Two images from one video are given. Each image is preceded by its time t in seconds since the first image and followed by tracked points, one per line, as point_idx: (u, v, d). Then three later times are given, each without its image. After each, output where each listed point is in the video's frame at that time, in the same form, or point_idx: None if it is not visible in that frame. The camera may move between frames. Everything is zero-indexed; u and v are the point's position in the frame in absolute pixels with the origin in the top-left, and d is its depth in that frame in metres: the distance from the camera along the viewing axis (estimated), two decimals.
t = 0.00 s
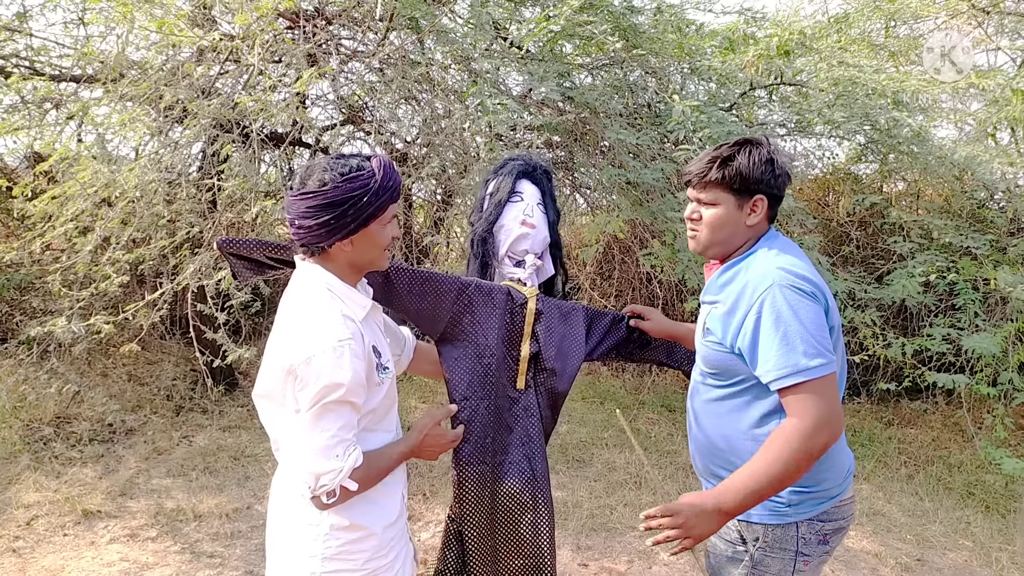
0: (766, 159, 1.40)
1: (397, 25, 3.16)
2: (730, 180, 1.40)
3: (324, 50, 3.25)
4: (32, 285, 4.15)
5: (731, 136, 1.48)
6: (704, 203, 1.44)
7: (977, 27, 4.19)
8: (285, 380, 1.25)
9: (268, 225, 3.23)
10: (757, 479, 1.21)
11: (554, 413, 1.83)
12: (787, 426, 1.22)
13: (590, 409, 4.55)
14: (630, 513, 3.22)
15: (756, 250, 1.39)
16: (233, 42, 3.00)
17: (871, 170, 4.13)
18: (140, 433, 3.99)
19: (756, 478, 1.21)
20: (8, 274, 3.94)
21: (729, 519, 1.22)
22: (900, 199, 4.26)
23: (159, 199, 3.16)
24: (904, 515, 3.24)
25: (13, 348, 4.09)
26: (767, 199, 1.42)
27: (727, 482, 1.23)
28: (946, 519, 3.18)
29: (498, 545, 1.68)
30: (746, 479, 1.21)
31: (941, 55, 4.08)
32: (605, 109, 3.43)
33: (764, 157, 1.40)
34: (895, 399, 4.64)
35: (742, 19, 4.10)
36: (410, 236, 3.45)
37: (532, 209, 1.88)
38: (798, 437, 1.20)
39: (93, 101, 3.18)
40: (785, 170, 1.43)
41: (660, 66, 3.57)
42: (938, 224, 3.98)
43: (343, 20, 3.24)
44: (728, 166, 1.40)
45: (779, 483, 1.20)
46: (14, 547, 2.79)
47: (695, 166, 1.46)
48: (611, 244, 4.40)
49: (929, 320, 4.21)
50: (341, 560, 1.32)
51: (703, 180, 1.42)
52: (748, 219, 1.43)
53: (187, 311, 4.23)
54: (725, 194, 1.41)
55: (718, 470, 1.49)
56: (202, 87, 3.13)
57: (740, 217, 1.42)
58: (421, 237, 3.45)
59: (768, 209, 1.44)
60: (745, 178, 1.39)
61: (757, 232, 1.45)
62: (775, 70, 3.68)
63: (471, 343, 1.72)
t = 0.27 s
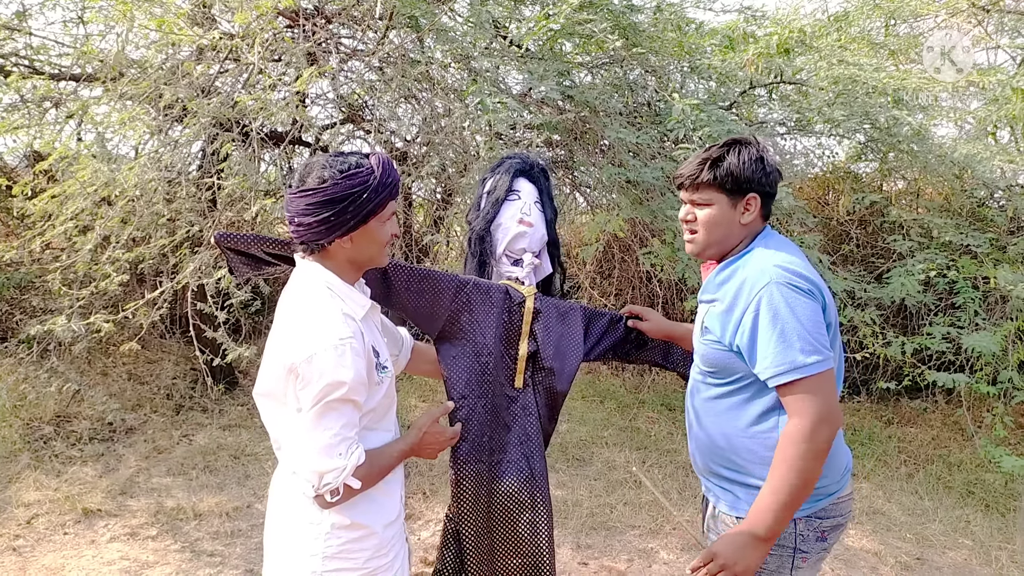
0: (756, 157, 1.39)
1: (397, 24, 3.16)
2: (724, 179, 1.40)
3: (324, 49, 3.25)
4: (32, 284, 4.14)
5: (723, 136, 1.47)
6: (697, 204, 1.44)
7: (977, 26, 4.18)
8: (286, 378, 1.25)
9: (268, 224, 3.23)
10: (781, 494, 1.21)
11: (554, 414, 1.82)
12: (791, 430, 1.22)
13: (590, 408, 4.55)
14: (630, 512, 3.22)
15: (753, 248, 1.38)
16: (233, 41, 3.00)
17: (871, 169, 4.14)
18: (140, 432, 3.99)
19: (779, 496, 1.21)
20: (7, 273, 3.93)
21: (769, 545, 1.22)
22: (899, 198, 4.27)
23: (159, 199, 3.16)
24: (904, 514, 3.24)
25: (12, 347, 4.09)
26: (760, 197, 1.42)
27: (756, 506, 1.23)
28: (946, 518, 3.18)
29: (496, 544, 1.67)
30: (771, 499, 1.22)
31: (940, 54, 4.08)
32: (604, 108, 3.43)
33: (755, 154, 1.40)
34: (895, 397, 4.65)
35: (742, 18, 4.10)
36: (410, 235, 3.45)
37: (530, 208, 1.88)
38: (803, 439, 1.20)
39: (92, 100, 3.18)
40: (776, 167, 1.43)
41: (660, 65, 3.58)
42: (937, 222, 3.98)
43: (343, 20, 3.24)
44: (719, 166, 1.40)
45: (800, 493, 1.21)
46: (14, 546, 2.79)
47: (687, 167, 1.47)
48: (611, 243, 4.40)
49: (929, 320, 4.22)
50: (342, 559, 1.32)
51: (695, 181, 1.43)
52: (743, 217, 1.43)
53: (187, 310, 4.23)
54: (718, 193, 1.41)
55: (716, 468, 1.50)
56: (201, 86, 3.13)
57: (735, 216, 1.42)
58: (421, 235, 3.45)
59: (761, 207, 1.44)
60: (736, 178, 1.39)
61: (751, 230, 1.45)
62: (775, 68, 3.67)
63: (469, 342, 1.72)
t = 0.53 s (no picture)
0: (748, 157, 1.39)
1: (397, 24, 3.16)
2: (714, 180, 1.40)
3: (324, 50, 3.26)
4: (32, 285, 4.14)
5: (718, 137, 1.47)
6: (690, 204, 1.45)
7: (976, 26, 4.18)
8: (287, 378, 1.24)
9: (268, 224, 3.24)
10: (794, 500, 1.21)
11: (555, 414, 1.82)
12: (792, 433, 1.22)
13: (590, 408, 4.55)
14: (630, 512, 3.22)
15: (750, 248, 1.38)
16: (233, 42, 3.00)
17: (870, 170, 4.14)
18: (140, 433, 3.99)
19: (791, 502, 1.21)
20: (8, 273, 3.93)
21: (791, 553, 1.22)
22: (899, 198, 4.28)
23: (159, 199, 3.16)
24: (904, 514, 3.24)
25: (13, 348, 4.09)
26: (752, 196, 1.42)
27: (772, 516, 1.23)
28: (946, 518, 3.18)
29: (496, 545, 1.68)
30: (785, 506, 1.22)
31: (939, 54, 4.09)
32: (604, 108, 3.43)
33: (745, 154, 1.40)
34: (895, 397, 4.65)
35: (742, 18, 4.10)
36: (410, 236, 3.45)
37: (530, 208, 1.88)
38: (805, 440, 1.20)
39: (92, 101, 3.18)
40: (770, 168, 1.43)
41: (659, 65, 3.58)
42: (937, 222, 3.98)
43: (343, 20, 3.25)
44: (710, 165, 1.40)
45: (812, 496, 1.21)
46: (14, 546, 2.79)
47: (681, 166, 1.47)
48: (611, 243, 4.41)
49: (929, 320, 4.22)
50: (340, 559, 1.32)
51: (686, 181, 1.43)
52: (735, 216, 1.43)
53: (187, 310, 4.23)
54: (710, 192, 1.41)
55: (713, 467, 1.50)
56: (201, 86, 3.13)
57: (728, 215, 1.42)
58: (421, 236, 3.46)
59: (755, 207, 1.44)
60: (726, 177, 1.39)
61: (744, 230, 1.45)
62: (775, 68, 3.67)
63: (470, 342, 1.72)
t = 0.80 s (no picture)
0: (718, 159, 1.39)
1: (396, 24, 3.15)
2: (688, 183, 1.41)
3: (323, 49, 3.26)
4: (31, 284, 4.14)
5: (707, 139, 1.46)
6: (676, 208, 1.48)
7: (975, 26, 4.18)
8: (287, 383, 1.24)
9: (268, 224, 3.24)
10: (784, 502, 1.23)
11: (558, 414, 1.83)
12: (783, 436, 1.23)
13: (589, 408, 4.55)
14: (629, 512, 3.22)
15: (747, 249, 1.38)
16: (232, 41, 3.00)
17: (869, 169, 4.15)
18: (139, 433, 3.99)
19: (782, 505, 1.23)
20: (7, 273, 3.93)
21: (782, 554, 1.25)
22: (898, 198, 4.28)
23: (158, 199, 3.16)
24: (903, 513, 3.25)
25: (11, 347, 4.08)
26: (730, 197, 1.40)
27: (763, 518, 1.25)
28: (944, 517, 3.19)
29: (499, 544, 1.69)
30: (776, 509, 1.23)
31: (938, 54, 4.09)
32: (603, 108, 3.44)
33: (719, 156, 1.39)
34: (894, 397, 4.65)
35: (741, 18, 4.10)
36: (409, 236, 3.46)
37: (533, 209, 1.88)
38: (796, 444, 1.22)
39: (91, 100, 3.18)
40: (749, 166, 1.38)
41: (659, 65, 3.58)
42: (935, 222, 3.98)
43: (342, 19, 3.25)
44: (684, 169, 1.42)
45: (802, 499, 1.22)
46: (13, 546, 2.79)
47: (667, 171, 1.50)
48: (610, 243, 4.41)
49: (927, 319, 4.22)
50: (323, 564, 1.32)
51: (666, 186, 1.47)
52: (714, 219, 1.42)
53: (186, 310, 4.23)
54: (688, 195, 1.43)
55: (708, 466, 1.50)
56: (200, 86, 3.12)
57: (707, 218, 1.42)
58: (421, 236, 3.46)
59: (738, 208, 1.41)
60: (696, 181, 1.40)
61: (729, 231, 1.42)
62: (774, 68, 3.66)
63: (473, 343, 1.72)
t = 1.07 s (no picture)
0: (715, 160, 1.38)
1: (396, 24, 3.16)
2: (685, 186, 1.42)
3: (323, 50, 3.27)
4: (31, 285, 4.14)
5: (702, 141, 1.46)
6: (675, 212, 1.48)
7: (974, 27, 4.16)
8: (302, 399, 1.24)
9: (268, 225, 3.24)
10: (770, 503, 1.23)
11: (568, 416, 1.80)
12: (775, 437, 1.24)
13: (589, 408, 4.55)
14: (629, 512, 3.22)
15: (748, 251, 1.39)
16: (232, 42, 3.01)
17: (869, 169, 4.15)
18: (139, 433, 3.98)
19: (769, 505, 1.23)
20: (7, 274, 3.93)
21: (761, 553, 1.26)
22: (898, 198, 4.28)
23: (158, 199, 3.16)
24: (903, 513, 3.25)
25: (11, 348, 4.08)
26: (728, 198, 1.40)
27: (748, 515, 1.26)
28: (944, 517, 3.19)
29: (508, 544, 1.69)
30: (762, 508, 1.24)
31: (937, 54, 4.10)
32: (603, 108, 3.45)
33: (716, 157, 1.39)
34: (894, 397, 4.65)
35: (740, 18, 4.11)
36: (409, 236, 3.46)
37: (546, 211, 1.87)
38: (788, 447, 1.22)
39: (91, 101, 3.18)
40: (746, 166, 1.38)
41: (658, 65, 3.59)
42: (935, 221, 3.98)
43: (342, 20, 3.25)
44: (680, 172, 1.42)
45: (790, 500, 1.23)
46: (13, 547, 2.79)
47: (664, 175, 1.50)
48: (610, 244, 4.41)
49: (927, 319, 4.22)
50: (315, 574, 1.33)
51: (665, 189, 1.47)
52: (713, 220, 1.42)
53: (186, 311, 4.23)
54: (687, 199, 1.43)
55: (703, 464, 1.51)
56: (200, 86, 3.12)
57: (706, 220, 1.42)
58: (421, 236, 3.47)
59: (736, 209, 1.41)
60: (694, 184, 1.40)
61: (729, 232, 1.42)
62: (774, 68, 3.66)
63: (484, 345, 1.73)
